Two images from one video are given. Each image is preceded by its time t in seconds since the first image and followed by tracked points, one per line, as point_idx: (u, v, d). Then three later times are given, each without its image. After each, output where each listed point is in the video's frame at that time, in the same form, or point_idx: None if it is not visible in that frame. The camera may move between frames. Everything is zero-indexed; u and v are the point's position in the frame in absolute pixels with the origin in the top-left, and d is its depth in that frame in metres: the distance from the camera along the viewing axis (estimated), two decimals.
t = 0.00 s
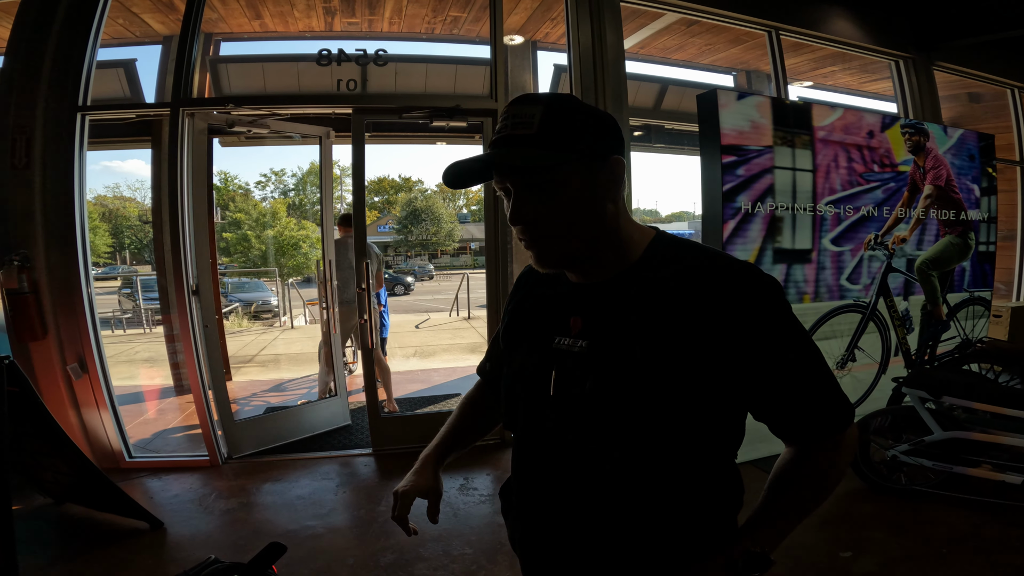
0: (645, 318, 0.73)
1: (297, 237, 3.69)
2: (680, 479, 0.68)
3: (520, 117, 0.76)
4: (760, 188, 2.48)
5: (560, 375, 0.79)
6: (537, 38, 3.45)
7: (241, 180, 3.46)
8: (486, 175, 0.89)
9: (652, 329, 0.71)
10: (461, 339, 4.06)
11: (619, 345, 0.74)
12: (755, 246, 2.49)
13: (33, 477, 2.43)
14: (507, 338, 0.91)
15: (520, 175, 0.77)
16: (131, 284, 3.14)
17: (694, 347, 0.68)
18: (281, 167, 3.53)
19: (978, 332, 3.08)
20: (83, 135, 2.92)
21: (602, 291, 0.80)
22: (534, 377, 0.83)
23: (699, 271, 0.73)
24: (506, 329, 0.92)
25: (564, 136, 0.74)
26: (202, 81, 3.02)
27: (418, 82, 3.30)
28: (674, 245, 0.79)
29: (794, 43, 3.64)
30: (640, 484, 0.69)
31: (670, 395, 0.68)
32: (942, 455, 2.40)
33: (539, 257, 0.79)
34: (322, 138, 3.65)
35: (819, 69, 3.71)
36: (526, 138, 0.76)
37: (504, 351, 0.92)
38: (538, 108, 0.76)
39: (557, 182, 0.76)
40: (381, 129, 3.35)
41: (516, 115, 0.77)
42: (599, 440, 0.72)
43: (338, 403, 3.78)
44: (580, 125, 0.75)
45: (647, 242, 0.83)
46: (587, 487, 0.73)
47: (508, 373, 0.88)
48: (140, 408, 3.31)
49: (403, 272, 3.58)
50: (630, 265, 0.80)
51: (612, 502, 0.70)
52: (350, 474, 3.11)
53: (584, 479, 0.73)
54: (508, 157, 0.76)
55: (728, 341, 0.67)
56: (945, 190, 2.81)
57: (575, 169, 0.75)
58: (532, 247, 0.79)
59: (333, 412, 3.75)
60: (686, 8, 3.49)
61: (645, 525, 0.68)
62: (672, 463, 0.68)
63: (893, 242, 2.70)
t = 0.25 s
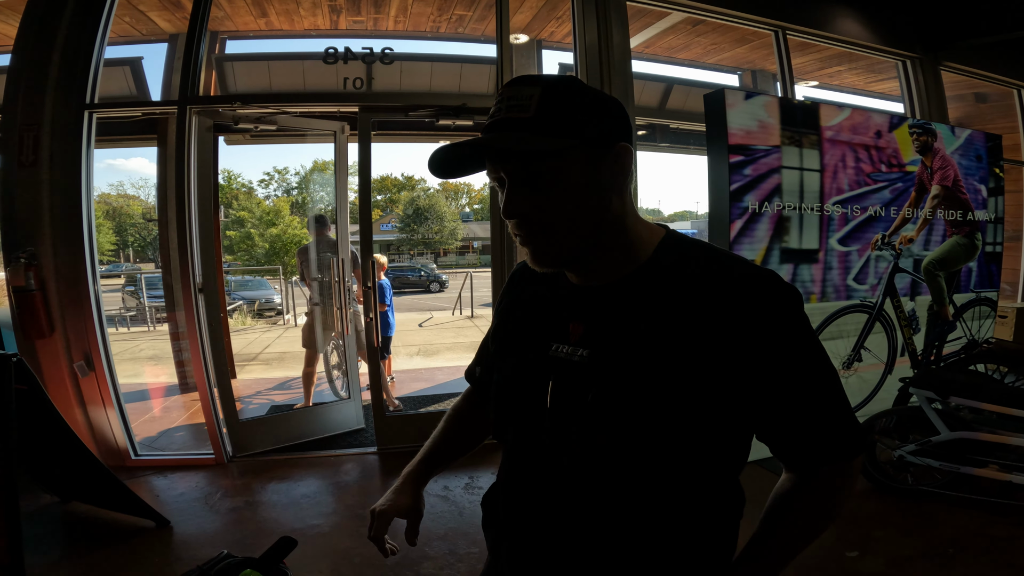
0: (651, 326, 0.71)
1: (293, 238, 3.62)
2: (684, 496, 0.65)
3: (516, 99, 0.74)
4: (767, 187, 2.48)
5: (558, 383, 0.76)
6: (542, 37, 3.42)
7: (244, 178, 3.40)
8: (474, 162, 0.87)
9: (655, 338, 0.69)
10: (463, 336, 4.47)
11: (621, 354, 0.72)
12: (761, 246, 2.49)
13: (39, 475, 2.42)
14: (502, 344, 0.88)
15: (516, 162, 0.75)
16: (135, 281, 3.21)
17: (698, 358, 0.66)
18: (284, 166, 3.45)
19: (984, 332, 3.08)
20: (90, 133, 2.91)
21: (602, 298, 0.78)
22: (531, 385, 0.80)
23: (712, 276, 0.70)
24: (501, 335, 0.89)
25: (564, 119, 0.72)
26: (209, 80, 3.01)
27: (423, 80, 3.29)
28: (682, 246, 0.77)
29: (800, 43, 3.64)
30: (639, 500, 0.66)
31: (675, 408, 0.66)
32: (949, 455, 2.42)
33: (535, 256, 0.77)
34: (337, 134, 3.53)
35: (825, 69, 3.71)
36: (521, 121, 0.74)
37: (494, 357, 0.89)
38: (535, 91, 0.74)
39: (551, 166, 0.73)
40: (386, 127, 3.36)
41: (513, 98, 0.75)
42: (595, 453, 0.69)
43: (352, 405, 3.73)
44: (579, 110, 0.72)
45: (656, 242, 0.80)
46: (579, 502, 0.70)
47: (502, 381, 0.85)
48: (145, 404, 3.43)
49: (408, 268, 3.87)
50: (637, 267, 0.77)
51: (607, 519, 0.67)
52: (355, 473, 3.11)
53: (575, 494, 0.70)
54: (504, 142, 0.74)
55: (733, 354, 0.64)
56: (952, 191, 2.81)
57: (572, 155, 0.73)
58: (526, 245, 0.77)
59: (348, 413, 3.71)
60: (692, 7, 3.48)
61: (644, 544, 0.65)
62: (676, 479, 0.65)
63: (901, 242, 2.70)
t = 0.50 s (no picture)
0: (651, 328, 0.70)
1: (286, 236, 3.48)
2: (696, 494, 0.67)
3: (501, 93, 0.72)
4: (776, 187, 2.47)
5: (553, 390, 0.74)
6: (548, 35, 3.40)
7: (247, 176, 3.33)
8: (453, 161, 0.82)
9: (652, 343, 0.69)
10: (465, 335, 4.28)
11: (616, 359, 0.71)
12: (771, 246, 2.49)
13: (47, 473, 2.41)
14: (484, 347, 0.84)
15: (503, 160, 0.74)
16: (140, 279, 3.09)
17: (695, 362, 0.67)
18: (287, 164, 3.38)
19: (992, 333, 3.08)
20: (97, 130, 2.91)
21: (591, 300, 0.76)
22: (521, 393, 0.77)
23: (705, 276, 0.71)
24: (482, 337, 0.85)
25: (548, 115, 0.71)
26: (215, 77, 3.02)
27: (429, 78, 3.27)
28: (669, 245, 0.78)
29: (808, 42, 3.63)
30: (655, 504, 0.66)
31: (684, 409, 0.67)
32: (958, 455, 2.42)
33: (525, 255, 0.77)
34: (350, 129, 3.46)
35: (833, 68, 3.70)
36: (508, 115, 0.72)
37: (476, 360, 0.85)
38: (520, 82, 0.71)
39: (540, 162, 0.73)
40: (392, 125, 3.36)
41: (497, 90, 0.73)
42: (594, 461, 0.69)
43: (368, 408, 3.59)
44: (566, 102, 0.71)
45: (644, 240, 0.80)
46: (590, 513, 0.68)
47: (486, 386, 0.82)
48: (152, 403, 3.40)
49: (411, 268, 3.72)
50: (627, 267, 0.77)
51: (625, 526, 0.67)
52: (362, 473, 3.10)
53: (588, 505, 0.69)
54: (486, 136, 0.73)
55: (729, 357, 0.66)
56: (962, 190, 2.81)
57: (563, 149, 0.72)
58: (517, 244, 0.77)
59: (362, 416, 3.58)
60: (699, 6, 3.47)
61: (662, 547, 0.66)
62: (688, 478, 0.66)
63: (910, 241, 2.71)
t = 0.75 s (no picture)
0: (604, 326, 0.75)
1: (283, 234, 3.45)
2: (655, 480, 0.71)
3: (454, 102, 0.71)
4: (787, 187, 2.47)
5: (512, 388, 0.77)
6: (555, 35, 3.38)
7: (252, 175, 3.23)
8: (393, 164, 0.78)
9: (605, 339, 0.75)
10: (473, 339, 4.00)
11: (573, 356, 0.75)
12: (782, 246, 2.50)
13: (57, 473, 2.49)
14: (438, 351, 0.86)
15: (453, 167, 0.72)
16: (146, 278, 3.09)
17: (644, 356, 0.73)
18: (292, 162, 3.31)
19: (1001, 333, 3.08)
20: (108, 129, 2.91)
21: (546, 301, 0.79)
22: (482, 393, 0.79)
23: (648, 275, 0.77)
24: (437, 341, 0.86)
25: (502, 125, 0.71)
26: (223, 75, 3.00)
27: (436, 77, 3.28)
28: (613, 245, 0.82)
29: (817, 41, 3.62)
30: (620, 493, 0.70)
31: (639, 400, 0.72)
32: (970, 455, 2.41)
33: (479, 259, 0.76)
34: (361, 124, 3.35)
35: (843, 68, 3.71)
36: (462, 124, 0.71)
37: (431, 363, 0.86)
38: (472, 93, 0.71)
39: (497, 175, 0.72)
40: (401, 125, 3.33)
41: (449, 98, 0.72)
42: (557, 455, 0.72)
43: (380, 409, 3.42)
44: (519, 112, 0.72)
45: (590, 241, 0.84)
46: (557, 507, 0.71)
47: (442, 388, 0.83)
48: (159, 402, 3.39)
49: (416, 269, 3.31)
50: (575, 267, 0.80)
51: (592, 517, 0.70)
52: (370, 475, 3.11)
53: (551, 499, 0.71)
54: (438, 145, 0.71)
55: (675, 350, 0.73)
56: (973, 191, 2.81)
57: (521, 160, 0.73)
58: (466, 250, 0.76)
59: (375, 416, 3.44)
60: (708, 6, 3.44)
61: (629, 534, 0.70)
62: (648, 465, 0.71)
63: (921, 242, 2.73)
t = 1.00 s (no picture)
0: (534, 319, 0.90)
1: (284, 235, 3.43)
2: (588, 443, 0.88)
3: (385, 111, 0.80)
4: (796, 187, 2.47)
5: (459, 377, 0.90)
6: (561, 34, 3.38)
7: (257, 174, 3.16)
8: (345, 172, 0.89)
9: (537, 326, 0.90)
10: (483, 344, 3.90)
11: (510, 343, 0.90)
12: (791, 246, 2.49)
13: (68, 472, 2.53)
14: (388, 347, 0.97)
15: (389, 172, 0.82)
16: (153, 276, 3.10)
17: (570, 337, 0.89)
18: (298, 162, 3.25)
19: (1009, 333, 3.09)
20: (118, 128, 2.92)
21: (484, 298, 0.93)
22: (433, 383, 0.92)
23: (564, 268, 0.93)
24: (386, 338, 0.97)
25: (439, 129, 0.80)
26: (231, 75, 2.99)
27: (443, 76, 3.28)
28: (533, 242, 0.96)
29: (825, 41, 3.62)
30: (560, 455, 0.86)
31: (568, 378, 0.88)
32: (979, 456, 2.42)
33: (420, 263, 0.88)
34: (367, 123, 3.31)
35: (850, 67, 3.73)
36: (394, 130, 0.79)
37: (382, 359, 0.97)
38: (402, 102, 0.80)
39: (428, 176, 0.82)
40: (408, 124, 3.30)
41: (380, 108, 0.80)
42: (504, 424, 0.87)
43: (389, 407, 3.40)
44: (448, 119, 0.81)
45: (518, 239, 0.98)
46: (510, 471, 0.86)
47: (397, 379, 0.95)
48: (168, 400, 3.37)
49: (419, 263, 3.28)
50: (503, 264, 0.93)
51: (540, 476, 0.86)
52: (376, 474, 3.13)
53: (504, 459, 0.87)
54: (379, 148, 0.80)
55: (595, 330, 0.89)
56: (982, 191, 2.81)
57: (450, 164, 0.82)
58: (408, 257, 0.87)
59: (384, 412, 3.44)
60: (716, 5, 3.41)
61: (571, 487, 0.86)
62: (581, 431, 0.87)
63: (930, 242, 2.73)
